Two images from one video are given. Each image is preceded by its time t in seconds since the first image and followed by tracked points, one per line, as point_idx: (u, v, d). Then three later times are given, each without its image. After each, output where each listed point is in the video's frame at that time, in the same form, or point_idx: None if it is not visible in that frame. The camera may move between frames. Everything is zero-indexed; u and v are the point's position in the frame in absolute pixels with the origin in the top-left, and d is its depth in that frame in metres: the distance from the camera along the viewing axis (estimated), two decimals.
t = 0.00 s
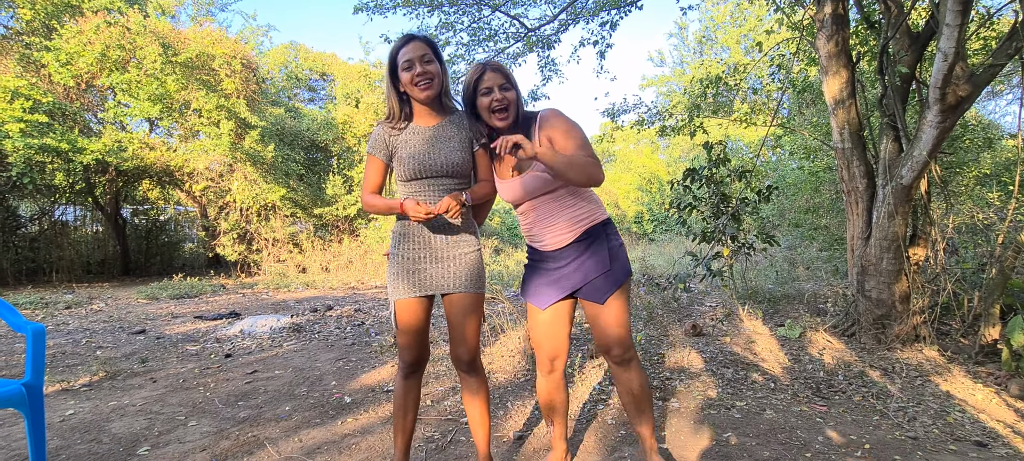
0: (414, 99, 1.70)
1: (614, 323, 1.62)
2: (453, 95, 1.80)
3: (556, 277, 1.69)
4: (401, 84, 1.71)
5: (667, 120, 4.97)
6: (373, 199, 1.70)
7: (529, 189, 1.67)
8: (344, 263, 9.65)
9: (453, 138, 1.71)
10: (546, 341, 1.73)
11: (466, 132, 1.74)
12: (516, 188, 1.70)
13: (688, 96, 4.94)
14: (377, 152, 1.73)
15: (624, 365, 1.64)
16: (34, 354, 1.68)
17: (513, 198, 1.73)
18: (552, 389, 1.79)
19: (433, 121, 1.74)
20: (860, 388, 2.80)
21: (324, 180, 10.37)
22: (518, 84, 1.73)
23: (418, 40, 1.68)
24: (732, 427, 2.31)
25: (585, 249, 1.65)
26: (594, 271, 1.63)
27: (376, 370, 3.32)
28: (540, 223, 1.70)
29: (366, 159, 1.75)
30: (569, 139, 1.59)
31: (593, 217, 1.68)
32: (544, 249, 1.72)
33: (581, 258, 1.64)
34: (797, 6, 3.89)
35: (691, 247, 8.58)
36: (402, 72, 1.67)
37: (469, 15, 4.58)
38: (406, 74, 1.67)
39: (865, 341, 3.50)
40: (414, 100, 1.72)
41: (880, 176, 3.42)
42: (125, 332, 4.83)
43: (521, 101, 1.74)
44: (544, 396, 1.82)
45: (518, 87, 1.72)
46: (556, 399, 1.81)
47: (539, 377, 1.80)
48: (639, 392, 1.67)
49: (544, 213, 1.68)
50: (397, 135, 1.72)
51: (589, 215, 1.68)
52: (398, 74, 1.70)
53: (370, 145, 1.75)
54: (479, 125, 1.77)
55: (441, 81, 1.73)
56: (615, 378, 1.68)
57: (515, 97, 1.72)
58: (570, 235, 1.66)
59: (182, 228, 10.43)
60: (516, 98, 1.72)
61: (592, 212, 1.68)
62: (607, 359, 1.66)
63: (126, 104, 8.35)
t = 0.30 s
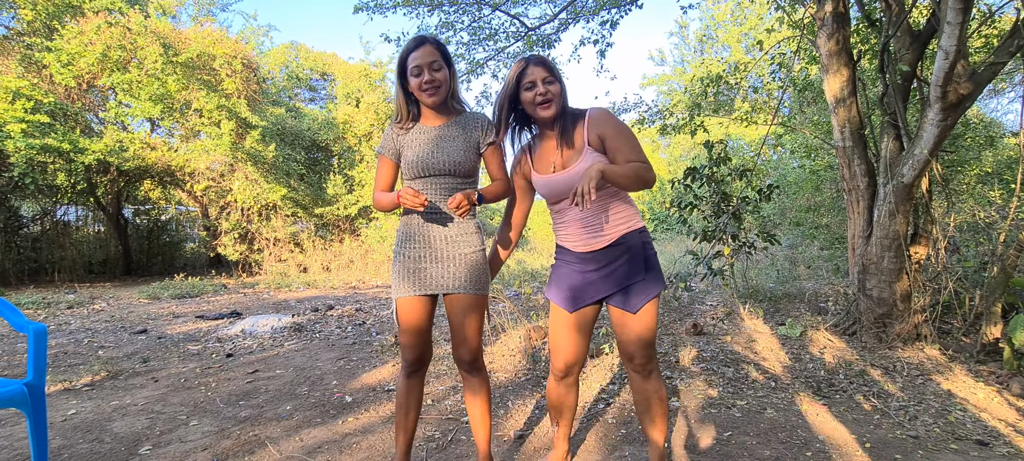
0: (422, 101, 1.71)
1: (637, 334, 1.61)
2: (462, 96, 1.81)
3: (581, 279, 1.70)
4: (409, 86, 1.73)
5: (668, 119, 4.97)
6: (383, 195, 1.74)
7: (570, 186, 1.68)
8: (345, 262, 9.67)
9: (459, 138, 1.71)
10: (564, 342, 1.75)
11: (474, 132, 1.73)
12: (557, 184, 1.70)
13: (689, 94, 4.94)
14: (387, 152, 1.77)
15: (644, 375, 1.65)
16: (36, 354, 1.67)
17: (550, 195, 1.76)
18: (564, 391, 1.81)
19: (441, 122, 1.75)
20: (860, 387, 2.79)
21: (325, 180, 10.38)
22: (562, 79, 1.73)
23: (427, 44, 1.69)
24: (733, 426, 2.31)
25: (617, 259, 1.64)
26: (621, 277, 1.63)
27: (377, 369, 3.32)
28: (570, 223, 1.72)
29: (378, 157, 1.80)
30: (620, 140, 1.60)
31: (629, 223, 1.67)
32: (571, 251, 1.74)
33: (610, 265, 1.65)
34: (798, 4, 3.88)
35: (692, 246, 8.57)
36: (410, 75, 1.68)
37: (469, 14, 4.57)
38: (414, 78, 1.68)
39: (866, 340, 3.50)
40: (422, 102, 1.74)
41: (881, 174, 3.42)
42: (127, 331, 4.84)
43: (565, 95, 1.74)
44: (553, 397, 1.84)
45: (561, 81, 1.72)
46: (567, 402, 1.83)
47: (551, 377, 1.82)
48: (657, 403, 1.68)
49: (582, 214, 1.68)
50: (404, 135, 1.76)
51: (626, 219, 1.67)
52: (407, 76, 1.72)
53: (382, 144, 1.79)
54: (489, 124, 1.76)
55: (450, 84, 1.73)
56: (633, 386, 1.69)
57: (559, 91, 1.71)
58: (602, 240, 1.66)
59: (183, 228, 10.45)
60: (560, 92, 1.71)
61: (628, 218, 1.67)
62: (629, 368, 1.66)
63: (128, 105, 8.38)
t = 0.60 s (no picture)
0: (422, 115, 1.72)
1: (663, 342, 1.61)
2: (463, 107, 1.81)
3: (617, 287, 1.62)
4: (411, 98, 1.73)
5: (665, 123, 4.97)
6: (383, 199, 1.74)
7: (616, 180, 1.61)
8: (343, 265, 9.68)
9: (458, 151, 1.72)
10: (586, 349, 1.67)
11: (474, 144, 1.75)
12: (603, 177, 1.62)
13: (686, 99, 4.94)
14: (387, 159, 1.77)
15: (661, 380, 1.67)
16: (33, 361, 1.68)
17: (597, 190, 1.63)
18: (577, 400, 1.74)
19: (441, 133, 1.76)
20: (857, 394, 2.79)
21: (324, 183, 10.39)
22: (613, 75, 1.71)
23: (429, 60, 1.68)
24: (730, 433, 2.31)
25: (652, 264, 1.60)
26: (663, 283, 1.59)
27: (374, 375, 3.32)
28: (613, 222, 1.62)
29: (378, 165, 1.79)
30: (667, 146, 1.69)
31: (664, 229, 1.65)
32: (607, 253, 1.64)
33: (645, 269, 1.61)
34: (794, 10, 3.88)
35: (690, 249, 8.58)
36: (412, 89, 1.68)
37: (467, 20, 4.58)
38: (416, 93, 1.68)
39: (863, 346, 3.50)
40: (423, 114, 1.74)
41: (878, 180, 3.42)
42: (124, 335, 4.84)
43: (615, 91, 1.71)
44: (562, 406, 1.77)
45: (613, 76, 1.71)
46: (576, 411, 1.76)
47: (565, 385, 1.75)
48: (668, 410, 1.70)
49: (626, 210, 1.62)
50: (404, 144, 1.76)
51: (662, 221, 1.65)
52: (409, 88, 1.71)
53: (381, 152, 1.79)
54: (489, 137, 1.77)
55: (451, 101, 1.75)
56: (653, 392, 1.70)
57: (611, 86, 1.69)
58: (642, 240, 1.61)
59: (182, 231, 10.45)
60: (612, 87, 1.69)
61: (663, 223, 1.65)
62: (647, 374, 1.67)
63: (127, 108, 8.39)
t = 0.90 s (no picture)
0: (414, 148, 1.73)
1: (655, 375, 1.58)
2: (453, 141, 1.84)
3: (606, 315, 1.61)
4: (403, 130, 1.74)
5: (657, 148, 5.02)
6: (372, 230, 1.73)
7: (620, 203, 1.62)
8: (337, 290, 9.62)
9: (449, 183, 1.73)
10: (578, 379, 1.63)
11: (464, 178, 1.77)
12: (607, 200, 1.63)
13: (677, 124, 5.00)
14: (377, 190, 1.75)
15: (655, 417, 1.61)
16: (12, 397, 1.61)
17: (601, 210, 1.64)
18: (570, 436, 1.67)
19: (432, 166, 1.76)
20: (855, 422, 2.76)
21: (319, 208, 10.39)
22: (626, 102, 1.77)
23: (423, 95, 1.70)
24: None
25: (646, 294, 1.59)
26: (654, 314, 1.58)
27: (366, 406, 3.25)
28: (608, 248, 1.62)
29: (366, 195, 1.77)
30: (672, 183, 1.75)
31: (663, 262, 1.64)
32: (596, 280, 1.65)
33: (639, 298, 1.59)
34: (781, 40, 3.97)
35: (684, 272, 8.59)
36: (406, 122, 1.69)
37: (461, 49, 4.65)
38: (409, 126, 1.69)
39: (859, 371, 3.48)
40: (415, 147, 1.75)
41: (868, 205, 3.45)
42: (112, 365, 4.75)
43: (627, 116, 1.76)
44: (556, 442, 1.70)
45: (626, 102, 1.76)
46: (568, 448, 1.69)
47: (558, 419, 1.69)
48: (662, 448, 1.63)
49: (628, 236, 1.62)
50: (394, 175, 1.75)
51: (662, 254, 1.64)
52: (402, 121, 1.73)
53: (371, 183, 1.77)
54: (478, 171, 1.80)
55: (443, 135, 1.77)
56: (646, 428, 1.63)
57: (622, 110, 1.74)
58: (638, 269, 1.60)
59: (175, 256, 10.37)
60: (622, 112, 1.74)
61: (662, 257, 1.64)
62: (640, 408, 1.62)
63: (123, 134, 8.41)
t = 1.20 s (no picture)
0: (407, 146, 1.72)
1: (628, 372, 1.55)
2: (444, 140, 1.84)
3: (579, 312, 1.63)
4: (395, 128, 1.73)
5: (651, 146, 5.03)
6: (363, 229, 1.71)
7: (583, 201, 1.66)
8: (332, 291, 9.59)
9: (442, 181, 1.73)
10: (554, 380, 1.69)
11: (456, 176, 1.77)
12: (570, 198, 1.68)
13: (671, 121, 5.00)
14: (367, 188, 1.74)
15: (636, 411, 1.59)
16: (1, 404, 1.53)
17: (567, 206, 1.70)
18: (554, 429, 1.74)
19: (424, 164, 1.76)
20: (850, 416, 2.78)
21: (312, 209, 10.34)
22: (620, 99, 1.75)
23: (415, 92, 1.69)
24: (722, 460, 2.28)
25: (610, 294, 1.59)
26: (619, 312, 1.57)
27: (361, 407, 3.24)
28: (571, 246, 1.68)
29: (357, 194, 1.75)
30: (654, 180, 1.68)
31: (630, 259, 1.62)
32: (562, 278, 1.70)
33: (603, 297, 1.60)
34: (773, 37, 3.99)
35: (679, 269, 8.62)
36: (399, 119, 1.68)
37: (454, 47, 4.64)
38: (402, 124, 1.68)
39: (853, 366, 3.50)
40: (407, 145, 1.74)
41: (861, 200, 3.47)
42: (104, 369, 4.71)
43: (619, 114, 1.74)
44: (543, 436, 1.77)
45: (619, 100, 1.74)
46: (556, 441, 1.75)
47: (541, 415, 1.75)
48: (651, 442, 1.59)
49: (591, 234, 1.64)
50: (386, 173, 1.74)
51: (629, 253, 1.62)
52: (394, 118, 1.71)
53: (361, 180, 1.76)
54: (470, 169, 1.80)
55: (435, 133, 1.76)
56: (630, 422, 1.62)
57: (611, 108, 1.73)
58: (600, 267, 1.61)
59: (168, 258, 10.30)
60: (613, 110, 1.73)
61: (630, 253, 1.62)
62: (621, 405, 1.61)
63: (113, 136, 8.33)
